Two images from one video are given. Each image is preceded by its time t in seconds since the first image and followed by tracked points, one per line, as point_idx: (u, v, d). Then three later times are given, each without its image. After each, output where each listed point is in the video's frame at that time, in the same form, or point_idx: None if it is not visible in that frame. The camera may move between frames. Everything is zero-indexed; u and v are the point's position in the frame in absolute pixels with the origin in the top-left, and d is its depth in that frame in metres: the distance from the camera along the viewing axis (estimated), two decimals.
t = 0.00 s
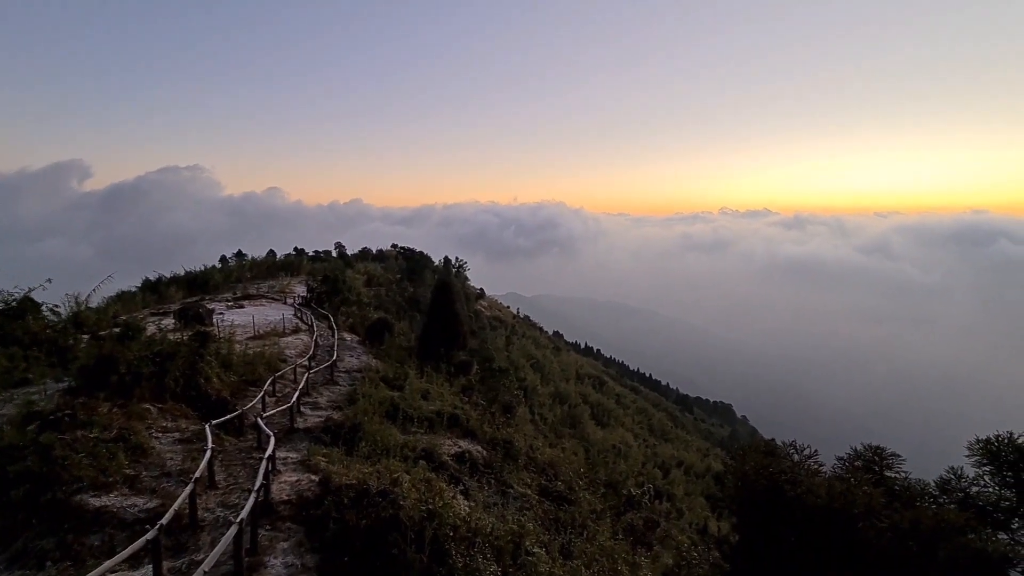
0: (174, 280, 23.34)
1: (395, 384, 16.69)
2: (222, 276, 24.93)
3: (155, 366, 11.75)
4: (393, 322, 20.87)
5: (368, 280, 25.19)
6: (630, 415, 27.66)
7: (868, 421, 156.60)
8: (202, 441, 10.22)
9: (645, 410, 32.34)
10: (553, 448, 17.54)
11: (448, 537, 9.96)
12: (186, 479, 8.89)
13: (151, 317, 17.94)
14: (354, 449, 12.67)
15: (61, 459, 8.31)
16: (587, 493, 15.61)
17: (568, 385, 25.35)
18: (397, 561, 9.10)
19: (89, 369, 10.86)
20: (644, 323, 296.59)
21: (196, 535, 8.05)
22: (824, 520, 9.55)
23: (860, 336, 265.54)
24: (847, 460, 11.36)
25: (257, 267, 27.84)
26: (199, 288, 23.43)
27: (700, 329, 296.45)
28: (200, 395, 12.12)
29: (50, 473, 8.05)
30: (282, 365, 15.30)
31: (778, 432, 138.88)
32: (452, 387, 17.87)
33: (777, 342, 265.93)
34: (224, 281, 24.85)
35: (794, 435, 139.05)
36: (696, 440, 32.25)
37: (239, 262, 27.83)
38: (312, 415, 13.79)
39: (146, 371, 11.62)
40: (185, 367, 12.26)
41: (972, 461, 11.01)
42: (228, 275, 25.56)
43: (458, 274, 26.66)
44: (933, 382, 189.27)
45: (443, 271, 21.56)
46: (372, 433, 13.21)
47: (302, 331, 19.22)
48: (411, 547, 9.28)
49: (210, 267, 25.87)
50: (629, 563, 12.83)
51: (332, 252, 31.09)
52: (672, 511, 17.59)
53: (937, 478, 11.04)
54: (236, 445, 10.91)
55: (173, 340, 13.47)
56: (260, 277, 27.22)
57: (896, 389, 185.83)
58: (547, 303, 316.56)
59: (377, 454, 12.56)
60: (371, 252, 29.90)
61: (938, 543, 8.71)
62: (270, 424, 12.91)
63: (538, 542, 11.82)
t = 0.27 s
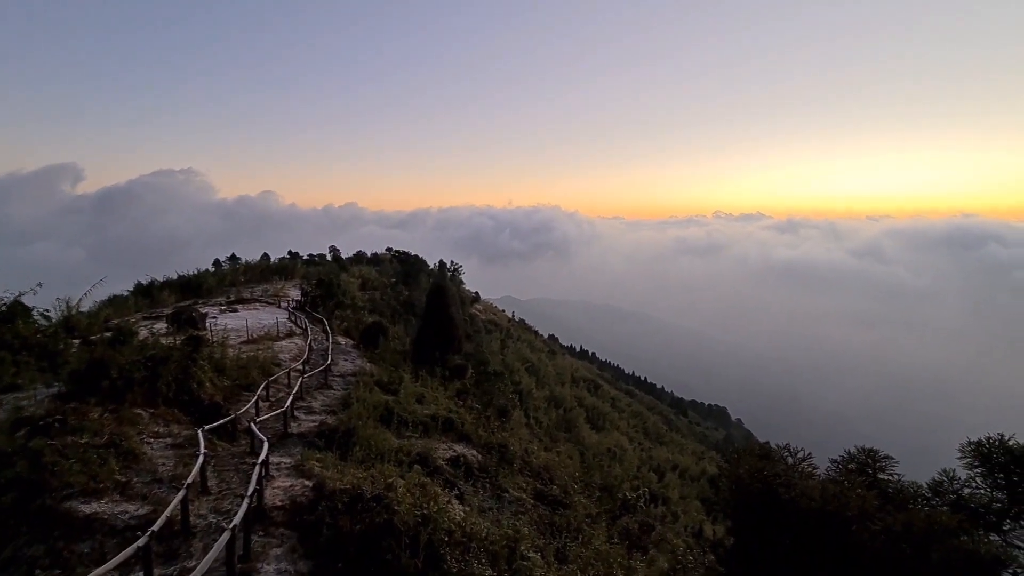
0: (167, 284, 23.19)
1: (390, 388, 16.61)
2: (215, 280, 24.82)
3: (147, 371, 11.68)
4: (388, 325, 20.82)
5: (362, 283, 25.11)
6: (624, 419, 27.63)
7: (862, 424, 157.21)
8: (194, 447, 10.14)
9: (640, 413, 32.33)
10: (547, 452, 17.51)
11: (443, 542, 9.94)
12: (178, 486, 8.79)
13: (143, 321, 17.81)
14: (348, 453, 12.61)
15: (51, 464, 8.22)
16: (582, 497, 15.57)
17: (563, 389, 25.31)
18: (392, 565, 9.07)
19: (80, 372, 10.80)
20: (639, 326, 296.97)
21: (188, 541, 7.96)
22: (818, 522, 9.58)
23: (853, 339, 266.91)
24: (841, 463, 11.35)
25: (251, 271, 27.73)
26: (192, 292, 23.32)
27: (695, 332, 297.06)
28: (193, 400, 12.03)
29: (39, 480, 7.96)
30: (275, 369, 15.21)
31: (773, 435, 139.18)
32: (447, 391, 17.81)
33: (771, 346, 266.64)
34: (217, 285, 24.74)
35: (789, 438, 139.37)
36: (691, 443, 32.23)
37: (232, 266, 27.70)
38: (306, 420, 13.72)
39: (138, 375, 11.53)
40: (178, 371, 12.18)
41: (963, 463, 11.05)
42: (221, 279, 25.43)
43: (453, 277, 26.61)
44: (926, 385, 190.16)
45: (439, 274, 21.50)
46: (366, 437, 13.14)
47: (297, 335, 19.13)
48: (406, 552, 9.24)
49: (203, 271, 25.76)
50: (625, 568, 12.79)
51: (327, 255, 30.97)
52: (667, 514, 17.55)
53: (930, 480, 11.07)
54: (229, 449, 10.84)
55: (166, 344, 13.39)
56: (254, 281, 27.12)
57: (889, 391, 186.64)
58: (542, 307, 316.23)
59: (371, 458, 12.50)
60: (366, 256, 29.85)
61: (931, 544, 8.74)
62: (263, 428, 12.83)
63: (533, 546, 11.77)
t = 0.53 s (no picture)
0: (156, 287, 22.97)
1: (382, 392, 16.52)
2: (206, 284, 24.64)
3: (136, 376, 11.56)
4: (380, 329, 20.71)
5: (354, 286, 25.00)
6: (618, 421, 27.63)
7: (851, 425, 158.45)
8: (183, 452, 10.04)
9: (633, 416, 32.37)
10: (541, 455, 17.46)
11: (436, 547, 9.91)
12: (167, 491, 8.71)
13: (132, 326, 17.61)
14: (340, 457, 12.53)
15: (36, 471, 8.10)
16: (575, 499, 15.54)
17: (556, 392, 25.28)
18: (384, 570, 9.01)
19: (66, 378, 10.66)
20: (631, 329, 297.96)
21: (177, 548, 7.87)
22: (809, 524, 9.62)
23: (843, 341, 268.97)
24: (832, 464, 11.40)
25: (242, 274, 27.53)
26: (182, 295, 23.13)
27: (686, 334, 298.25)
28: (183, 405, 11.91)
29: (26, 486, 7.86)
30: (266, 374, 15.10)
31: (764, 436, 140.05)
32: (440, 395, 17.73)
33: (762, 348, 268.19)
34: (208, 289, 24.56)
35: (779, 440, 140.28)
36: (684, 445, 32.28)
37: (223, 269, 27.49)
38: (297, 425, 13.61)
39: (126, 381, 11.40)
40: (167, 376, 12.07)
41: (950, 463, 11.17)
42: (211, 282, 25.24)
43: (445, 280, 26.52)
44: (914, 386, 191.97)
45: (431, 277, 21.44)
46: (359, 441, 13.05)
47: (288, 339, 19.01)
48: (399, 557, 9.19)
49: (193, 274, 25.55)
50: (618, 570, 12.78)
51: (318, 259, 30.83)
52: (660, 516, 17.56)
53: (919, 479, 11.17)
54: (219, 454, 10.73)
55: (155, 348, 13.27)
56: (245, 285, 26.92)
57: (878, 392, 188.21)
58: (534, 309, 316.38)
59: (364, 463, 12.42)
60: (358, 259, 29.73)
61: (920, 544, 8.81)
62: (254, 433, 12.73)
63: (527, 550, 11.74)
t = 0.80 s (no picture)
0: (143, 291, 22.73)
1: (373, 396, 16.41)
2: (193, 287, 24.40)
3: (122, 381, 11.44)
4: (371, 332, 20.59)
5: (345, 290, 24.85)
6: (609, 423, 27.64)
7: (840, 426, 159.80)
8: (170, 457, 9.91)
9: (624, 418, 32.39)
10: (533, 458, 17.42)
11: (427, 551, 9.86)
12: (154, 498, 8.58)
13: (119, 329, 17.42)
14: (330, 463, 12.41)
15: (19, 477, 7.96)
16: (568, 502, 15.50)
17: (548, 394, 25.26)
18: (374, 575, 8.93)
19: (49, 383, 10.51)
20: (623, 330, 298.86)
21: (164, 555, 7.74)
22: (798, 524, 9.67)
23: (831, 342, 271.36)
24: (820, 464, 11.47)
25: (231, 277, 27.30)
26: (169, 299, 22.89)
27: (677, 336, 299.64)
28: (171, 410, 11.75)
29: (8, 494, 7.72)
30: (255, 378, 14.94)
31: (754, 437, 140.90)
32: (431, 398, 17.65)
33: (753, 349, 269.98)
34: (196, 292, 24.31)
35: (769, 440, 141.26)
36: (675, 447, 32.35)
37: (211, 272, 27.26)
38: (287, 429, 13.48)
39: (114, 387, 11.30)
40: (154, 380, 11.93)
41: (935, 462, 11.25)
42: (200, 286, 25.01)
43: (436, 283, 26.42)
44: (902, 386, 194.03)
45: (422, 280, 21.36)
46: (349, 446, 12.95)
47: (278, 342, 18.85)
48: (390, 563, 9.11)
49: (181, 277, 25.32)
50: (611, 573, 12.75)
51: (308, 261, 30.62)
52: (652, 518, 17.55)
53: (905, 479, 11.24)
54: (207, 460, 10.60)
55: (142, 353, 13.13)
56: (234, 288, 26.70)
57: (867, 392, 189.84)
58: (525, 311, 316.50)
59: (354, 467, 12.32)
60: (349, 262, 29.57)
61: (907, 543, 8.85)
62: (244, 438, 12.61)
63: (519, 553, 11.68)
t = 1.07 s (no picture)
0: (125, 294, 22.39)
1: (361, 400, 16.25)
2: (178, 290, 24.09)
3: (103, 387, 11.30)
4: (359, 335, 20.42)
5: (332, 293, 24.66)
6: (598, 425, 27.69)
7: (826, 425, 161.53)
8: (154, 464, 9.74)
9: (614, 420, 32.44)
10: (523, 461, 17.38)
11: (416, 556, 9.80)
12: (137, 505, 8.43)
13: (100, 334, 17.12)
14: (317, 468, 12.28)
15: None
16: (557, 504, 15.47)
17: (537, 396, 25.24)
18: None
19: (29, 389, 10.37)
20: (612, 333, 299.87)
21: (146, 564, 7.59)
22: (784, 524, 9.73)
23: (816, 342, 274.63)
24: (805, 463, 11.57)
25: (216, 281, 27.00)
26: (152, 302, 22.58)
27: (665, 338, 301.41)
28: (154, 415, 11.54)
29: None
30: (241, 382, 14.75)
31: (741, 437, 141.97)
32: (420, 401, 17.55)
33: (740, 350, 272.04)
34: (180, 295, 24.02)
35: (756, 441, 142.41)
36: (663, 447, 32.49)
37: (195, 276, 26.93)
38: (273, 434, 13.33)
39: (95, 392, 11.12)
40: (136, 386, 11.76)
41: (917, 460, 11.43)
42: (184, 289, 24.69)
43: (425, 286, 26.31)
44: (886, 386, 196.58)
45: (411, 282, 21.25)
46: (337, 450, 12.83)
47: (264, 346, 18.66)
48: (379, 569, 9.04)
49: (165, 281, 25.00)
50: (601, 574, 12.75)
51: (295, 264, 30.36)
52: (641, 519, 17.57)
53: (888, 477, 11.42)
54: (192, 466, 10.43)
55: (124, 358, 12.94)
56: (219, 291, 26.40)
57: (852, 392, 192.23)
58: (514, 313, 316.66)
59: (342, 472, 12.19)
60: (337, 264, 29.36)
61: (891, 543, 8.95)
62: (230, 443, 12.44)
63: (508, 557, 11.61)
